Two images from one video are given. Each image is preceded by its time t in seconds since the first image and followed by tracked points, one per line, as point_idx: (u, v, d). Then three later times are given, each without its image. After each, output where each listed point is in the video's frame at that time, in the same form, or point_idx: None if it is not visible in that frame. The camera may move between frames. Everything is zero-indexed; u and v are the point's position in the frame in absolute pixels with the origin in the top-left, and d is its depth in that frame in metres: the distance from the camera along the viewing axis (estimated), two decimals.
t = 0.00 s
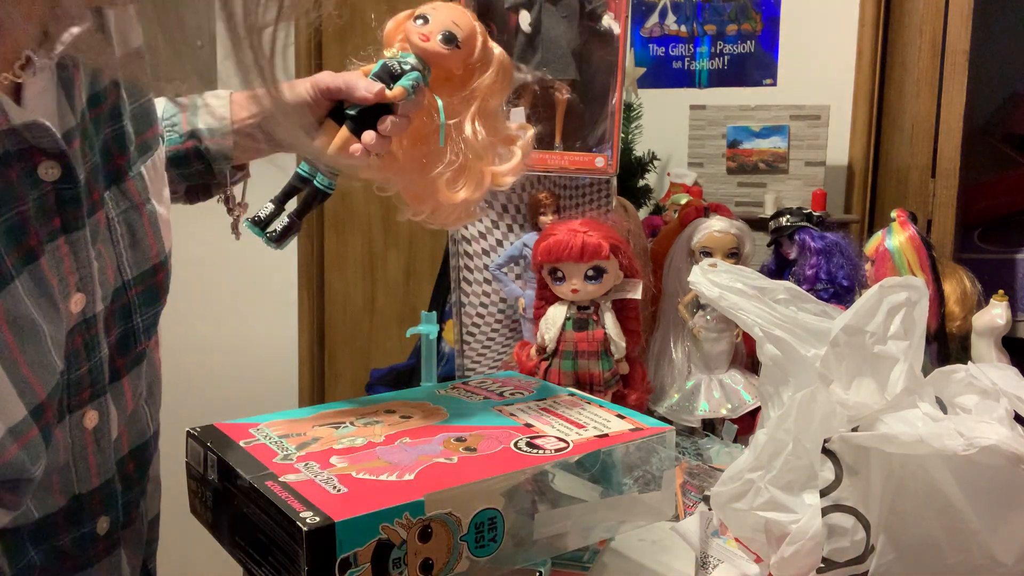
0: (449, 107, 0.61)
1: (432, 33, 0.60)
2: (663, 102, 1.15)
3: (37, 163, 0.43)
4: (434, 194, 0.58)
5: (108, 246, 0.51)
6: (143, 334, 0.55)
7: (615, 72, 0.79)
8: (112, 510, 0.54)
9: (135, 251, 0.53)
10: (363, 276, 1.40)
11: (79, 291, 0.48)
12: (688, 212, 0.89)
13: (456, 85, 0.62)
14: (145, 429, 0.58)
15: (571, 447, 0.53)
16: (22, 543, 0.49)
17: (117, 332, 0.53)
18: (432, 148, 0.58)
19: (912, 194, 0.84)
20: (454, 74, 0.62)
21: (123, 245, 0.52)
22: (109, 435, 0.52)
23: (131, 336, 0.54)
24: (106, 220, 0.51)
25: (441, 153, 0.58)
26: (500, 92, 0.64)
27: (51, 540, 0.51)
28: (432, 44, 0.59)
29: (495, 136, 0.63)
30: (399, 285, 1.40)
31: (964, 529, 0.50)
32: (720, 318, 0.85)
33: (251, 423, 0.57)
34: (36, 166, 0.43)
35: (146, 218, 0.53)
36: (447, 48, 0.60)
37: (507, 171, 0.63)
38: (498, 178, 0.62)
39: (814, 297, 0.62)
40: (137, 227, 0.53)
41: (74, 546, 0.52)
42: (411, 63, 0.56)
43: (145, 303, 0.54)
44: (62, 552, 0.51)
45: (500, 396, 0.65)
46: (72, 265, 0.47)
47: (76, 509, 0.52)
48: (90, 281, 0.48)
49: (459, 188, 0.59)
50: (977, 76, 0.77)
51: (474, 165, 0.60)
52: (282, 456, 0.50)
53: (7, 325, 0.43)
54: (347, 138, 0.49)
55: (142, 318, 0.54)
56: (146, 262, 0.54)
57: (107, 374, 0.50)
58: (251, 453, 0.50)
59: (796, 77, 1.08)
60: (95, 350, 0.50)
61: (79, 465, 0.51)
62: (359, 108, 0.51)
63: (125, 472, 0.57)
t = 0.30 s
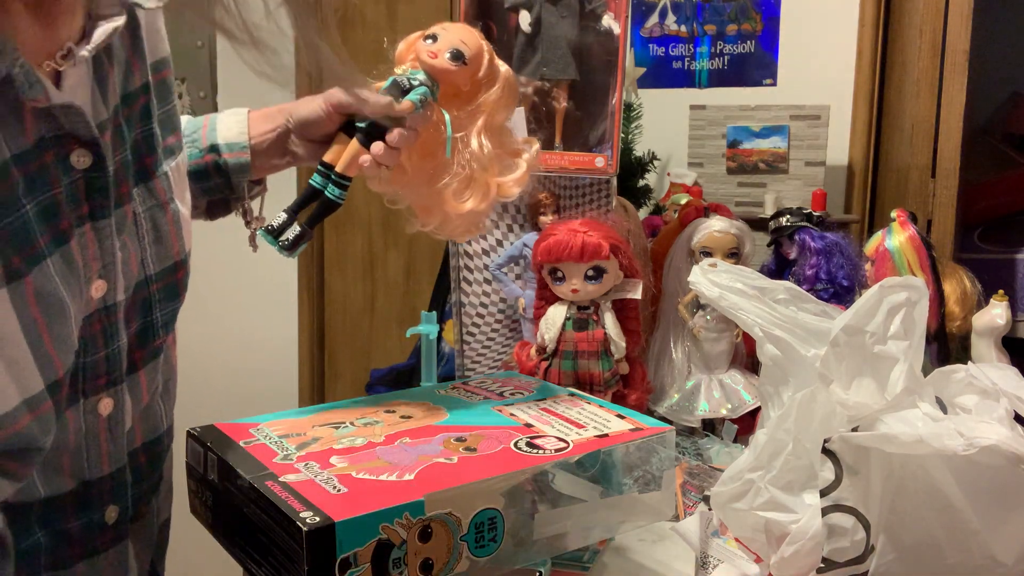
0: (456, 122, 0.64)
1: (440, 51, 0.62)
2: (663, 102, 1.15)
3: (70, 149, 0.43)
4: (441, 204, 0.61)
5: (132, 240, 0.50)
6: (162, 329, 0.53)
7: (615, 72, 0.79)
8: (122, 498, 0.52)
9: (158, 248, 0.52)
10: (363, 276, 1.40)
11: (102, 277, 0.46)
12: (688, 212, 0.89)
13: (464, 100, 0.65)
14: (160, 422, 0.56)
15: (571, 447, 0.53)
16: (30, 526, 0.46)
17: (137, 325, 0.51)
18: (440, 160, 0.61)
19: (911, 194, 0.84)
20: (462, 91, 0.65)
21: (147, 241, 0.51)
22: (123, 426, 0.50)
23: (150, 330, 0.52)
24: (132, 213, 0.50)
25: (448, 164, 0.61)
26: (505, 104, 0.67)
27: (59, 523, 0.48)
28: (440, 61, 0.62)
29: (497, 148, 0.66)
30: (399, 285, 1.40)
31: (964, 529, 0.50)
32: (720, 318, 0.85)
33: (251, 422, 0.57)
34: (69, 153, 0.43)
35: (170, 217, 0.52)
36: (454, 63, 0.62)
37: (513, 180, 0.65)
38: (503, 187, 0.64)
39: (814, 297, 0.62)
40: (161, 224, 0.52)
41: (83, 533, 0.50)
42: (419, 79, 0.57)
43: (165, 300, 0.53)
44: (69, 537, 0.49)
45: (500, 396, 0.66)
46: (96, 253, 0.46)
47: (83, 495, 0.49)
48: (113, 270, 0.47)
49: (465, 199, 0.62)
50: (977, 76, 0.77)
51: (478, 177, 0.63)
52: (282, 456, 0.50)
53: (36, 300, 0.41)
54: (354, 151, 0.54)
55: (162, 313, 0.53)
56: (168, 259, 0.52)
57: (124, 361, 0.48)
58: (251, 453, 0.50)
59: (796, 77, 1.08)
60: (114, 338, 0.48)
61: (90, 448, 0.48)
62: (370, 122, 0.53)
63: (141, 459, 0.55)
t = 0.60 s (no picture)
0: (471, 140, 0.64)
1: (460, 69, 0.62)
2: (663, 102, 1.15)
3: (115, 106, 0.48)
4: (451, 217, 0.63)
5: (163, 205, 0.53)
6: (187, 293, 0.55)
7: (616, 72, 0.79)
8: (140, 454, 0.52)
9: (184, 217, 0.54)
10: (363, 276, 1.40)
11: (136, 230, 0.49)
12: (688, 212, 0.89)
13: (479, 120, 0.64)
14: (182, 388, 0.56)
15: (571, 447, 0.53)
16: (48, 460, 0.48)
17: (164, 286, 0.53)
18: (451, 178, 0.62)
19: (911, 195, 0.84)
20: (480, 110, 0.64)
21: (173, 211, 0.54)
22: (147, 381, 0.52)
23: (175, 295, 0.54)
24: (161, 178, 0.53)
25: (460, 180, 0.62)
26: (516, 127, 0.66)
27: (78, 465, 0.49)
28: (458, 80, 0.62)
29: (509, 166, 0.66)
30: (399, 285, 1.40)
31: (965, 530, 0.50)
32: (720, 318, 0.85)
33: (251, 422, 0.57)
34: (113, 108, 0.48)
35: (194, 187, 0.55)
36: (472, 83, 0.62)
37: (518, 202, 0.66)
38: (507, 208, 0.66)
39: (814, 297, 0.62)
40: (186, 195, 0.55)
41: (99, 480, 0.50)
42: (440, 92, 0.55)
43: (188, 269, 0.55)
44: (85, 481, 0.50)
45: (500, 396, 0.65)
46: (132, 203, 0.49)
47: (101, 445, 0.50)
48: (148, 224, 0.50)
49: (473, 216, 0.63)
50: (977, 77, 0.77)
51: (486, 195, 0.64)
52: (282, 456, 0.50)
53: (76, 232, 0.44)
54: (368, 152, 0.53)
55: (186, 279, 0.55)
56: (192, 229, 0.55)
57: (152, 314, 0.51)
58: (251, 453, 0.50)
59: (796, 77, 1.08)
60: (144, 290, 0.50)
61: (112, 394, 0.49)
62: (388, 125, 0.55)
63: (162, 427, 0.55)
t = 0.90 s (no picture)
0: (538, 121, 0.66)
1: (535, 43, 0.63)
2: (662, 102, 1.15)
3: (120, 65, 0.49)
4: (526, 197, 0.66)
5: (173, 162, 0.53)
6: (196, 251, 0.54)
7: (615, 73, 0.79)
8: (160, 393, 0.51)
9: (194, 177, 0.54)
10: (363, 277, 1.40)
11: (144, 179, 0.50)
12: (688, 212, 0.89)
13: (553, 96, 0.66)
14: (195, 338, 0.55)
15: (571, 447, 0.53)
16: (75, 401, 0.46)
17: (175, 242, 0.53)
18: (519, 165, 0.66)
19: (911, 194, 0.84)
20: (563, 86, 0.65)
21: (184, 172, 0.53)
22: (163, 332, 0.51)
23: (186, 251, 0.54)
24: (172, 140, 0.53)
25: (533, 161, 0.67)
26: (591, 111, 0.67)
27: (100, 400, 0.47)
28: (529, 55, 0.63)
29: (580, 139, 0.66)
30: (399, 286, 1.40)
31: (965, 530, 0.50)
32: (720, 318, 0.85)
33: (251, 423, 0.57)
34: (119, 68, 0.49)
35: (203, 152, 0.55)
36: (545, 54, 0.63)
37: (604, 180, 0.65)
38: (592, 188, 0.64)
39: (814, 297, 0.62)
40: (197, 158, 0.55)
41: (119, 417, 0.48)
42: (512, 64, 0.61)
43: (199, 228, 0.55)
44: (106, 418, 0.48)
45: (500, 396, 0.65)
46: (140, 155, 0.50)
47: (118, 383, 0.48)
48: (155, 175, 0.50)
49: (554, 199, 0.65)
50: (977, 77, 0.77)
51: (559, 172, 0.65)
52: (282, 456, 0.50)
53: (94, 164, 0.45)
54: (426, 114, 0.56)
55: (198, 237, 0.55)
56: (201, 189, 0.55)
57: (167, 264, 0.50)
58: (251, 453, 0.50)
59: (796, 77, 1.08)
60: (155, 239, 0.50)
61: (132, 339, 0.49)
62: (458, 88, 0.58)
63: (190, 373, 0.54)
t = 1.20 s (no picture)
0: (539, 72, 0.53)
1: None
2: (662, 102, 1.15)
3: (109, 41, 0.50)
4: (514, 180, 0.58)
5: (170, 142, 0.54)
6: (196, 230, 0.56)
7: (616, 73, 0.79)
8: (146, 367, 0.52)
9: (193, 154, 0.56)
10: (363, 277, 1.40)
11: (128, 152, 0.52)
12: (688, 212, 0.89)
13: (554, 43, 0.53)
14: (194, 319, 0.55)
15: (571, 447, 0.53)
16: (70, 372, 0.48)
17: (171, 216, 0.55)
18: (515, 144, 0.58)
19: (911, 193, 0.84)
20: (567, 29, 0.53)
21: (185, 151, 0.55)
22: (152, 309, 0.53)
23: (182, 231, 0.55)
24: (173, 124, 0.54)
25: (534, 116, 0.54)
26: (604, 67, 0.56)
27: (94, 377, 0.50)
28: None
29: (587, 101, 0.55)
30: (399, 286, 1.40)
31: (965, 529, 0.50)
32: (720, 318, 0.85)
33: (251, 422, 0.57)
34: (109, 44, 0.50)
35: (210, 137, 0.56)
36: None
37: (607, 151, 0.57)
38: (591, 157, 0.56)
39: (814, 297, 0.62)
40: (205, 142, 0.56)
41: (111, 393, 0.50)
42: (510, 6, 0.49)
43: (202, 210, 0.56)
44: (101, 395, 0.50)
45: (500, 396, 0.66)
46: (127, 128, 0.52)
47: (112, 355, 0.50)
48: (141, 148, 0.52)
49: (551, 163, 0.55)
50: (976, 77, 0.77)
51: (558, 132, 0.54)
52: (282, 456, 0.50)
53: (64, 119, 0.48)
54: (414, 65, 0.47)
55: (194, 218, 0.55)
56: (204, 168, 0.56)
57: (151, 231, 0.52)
58: (252, 453, 0.50)
59: (796, 77, 1.08)
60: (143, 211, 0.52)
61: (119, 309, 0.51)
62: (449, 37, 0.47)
63: (185, 355, 0.55)
